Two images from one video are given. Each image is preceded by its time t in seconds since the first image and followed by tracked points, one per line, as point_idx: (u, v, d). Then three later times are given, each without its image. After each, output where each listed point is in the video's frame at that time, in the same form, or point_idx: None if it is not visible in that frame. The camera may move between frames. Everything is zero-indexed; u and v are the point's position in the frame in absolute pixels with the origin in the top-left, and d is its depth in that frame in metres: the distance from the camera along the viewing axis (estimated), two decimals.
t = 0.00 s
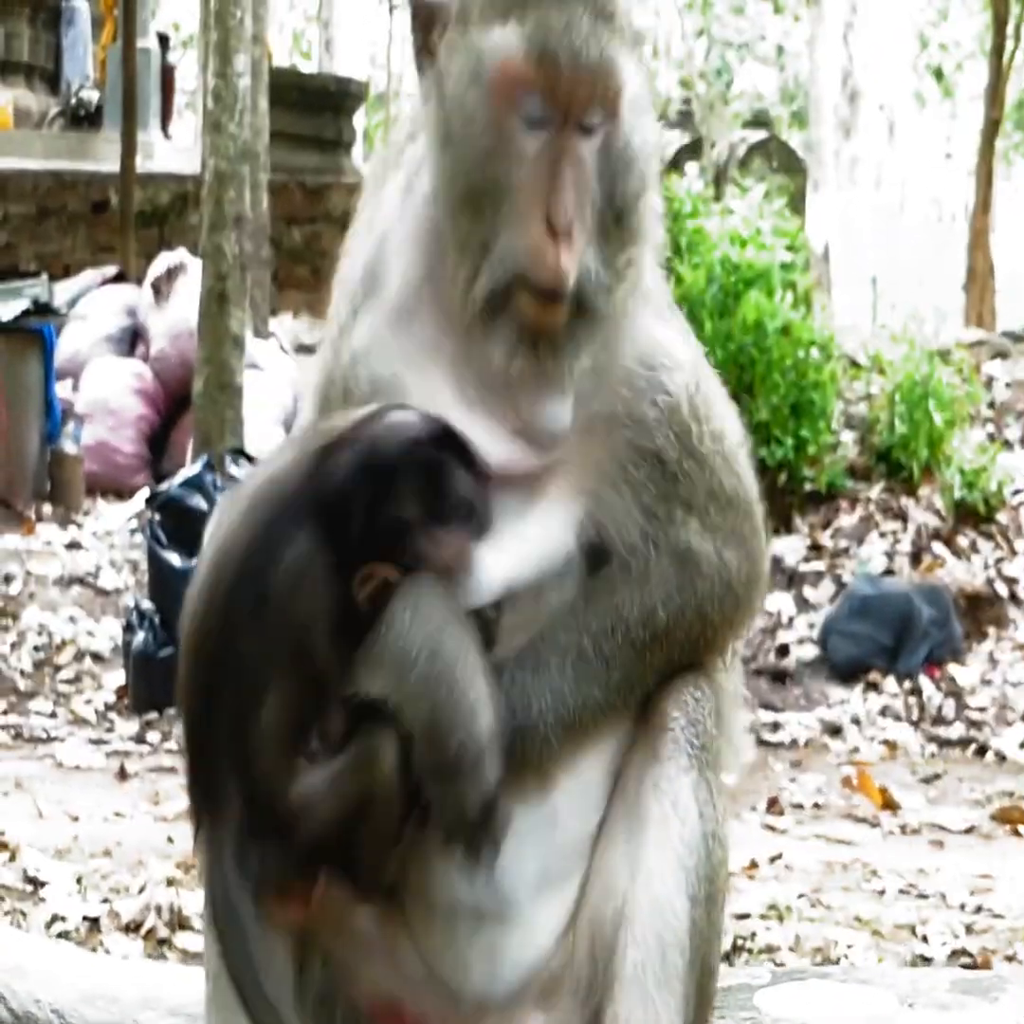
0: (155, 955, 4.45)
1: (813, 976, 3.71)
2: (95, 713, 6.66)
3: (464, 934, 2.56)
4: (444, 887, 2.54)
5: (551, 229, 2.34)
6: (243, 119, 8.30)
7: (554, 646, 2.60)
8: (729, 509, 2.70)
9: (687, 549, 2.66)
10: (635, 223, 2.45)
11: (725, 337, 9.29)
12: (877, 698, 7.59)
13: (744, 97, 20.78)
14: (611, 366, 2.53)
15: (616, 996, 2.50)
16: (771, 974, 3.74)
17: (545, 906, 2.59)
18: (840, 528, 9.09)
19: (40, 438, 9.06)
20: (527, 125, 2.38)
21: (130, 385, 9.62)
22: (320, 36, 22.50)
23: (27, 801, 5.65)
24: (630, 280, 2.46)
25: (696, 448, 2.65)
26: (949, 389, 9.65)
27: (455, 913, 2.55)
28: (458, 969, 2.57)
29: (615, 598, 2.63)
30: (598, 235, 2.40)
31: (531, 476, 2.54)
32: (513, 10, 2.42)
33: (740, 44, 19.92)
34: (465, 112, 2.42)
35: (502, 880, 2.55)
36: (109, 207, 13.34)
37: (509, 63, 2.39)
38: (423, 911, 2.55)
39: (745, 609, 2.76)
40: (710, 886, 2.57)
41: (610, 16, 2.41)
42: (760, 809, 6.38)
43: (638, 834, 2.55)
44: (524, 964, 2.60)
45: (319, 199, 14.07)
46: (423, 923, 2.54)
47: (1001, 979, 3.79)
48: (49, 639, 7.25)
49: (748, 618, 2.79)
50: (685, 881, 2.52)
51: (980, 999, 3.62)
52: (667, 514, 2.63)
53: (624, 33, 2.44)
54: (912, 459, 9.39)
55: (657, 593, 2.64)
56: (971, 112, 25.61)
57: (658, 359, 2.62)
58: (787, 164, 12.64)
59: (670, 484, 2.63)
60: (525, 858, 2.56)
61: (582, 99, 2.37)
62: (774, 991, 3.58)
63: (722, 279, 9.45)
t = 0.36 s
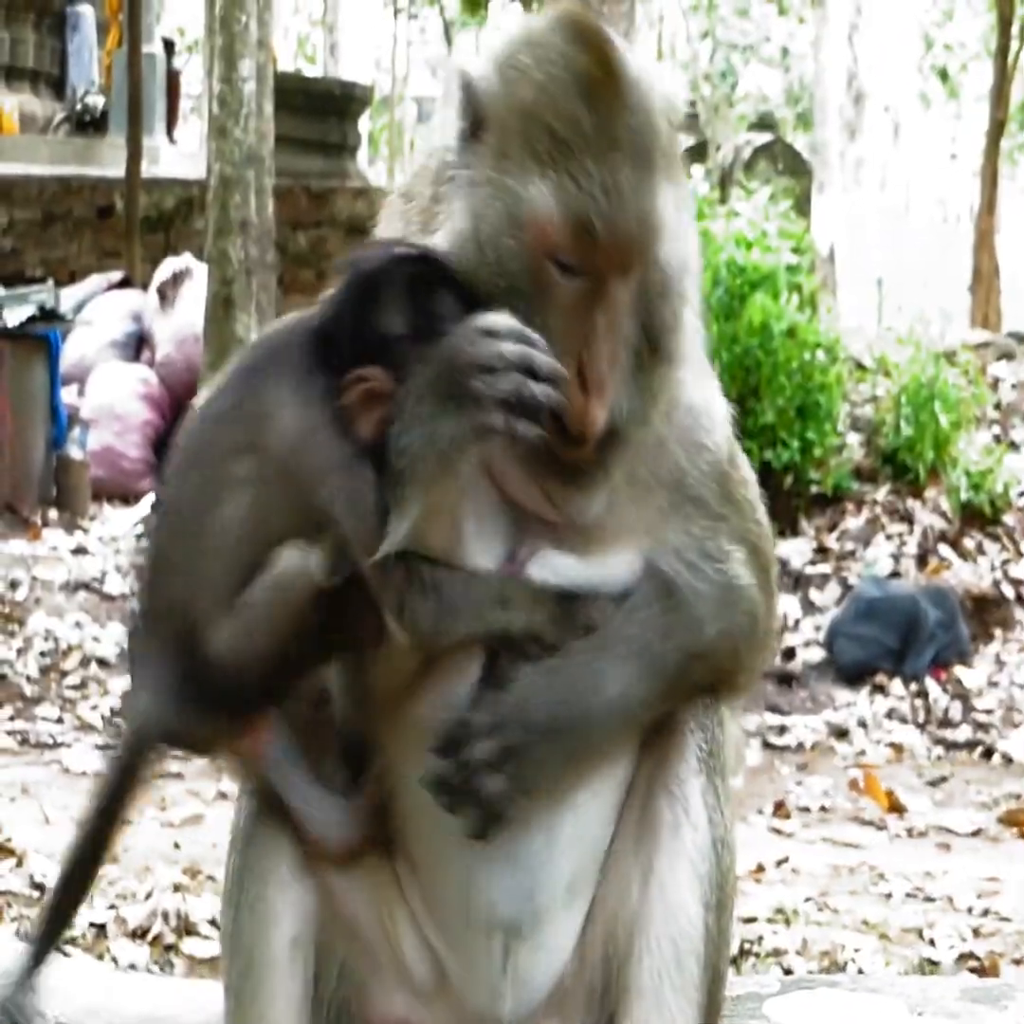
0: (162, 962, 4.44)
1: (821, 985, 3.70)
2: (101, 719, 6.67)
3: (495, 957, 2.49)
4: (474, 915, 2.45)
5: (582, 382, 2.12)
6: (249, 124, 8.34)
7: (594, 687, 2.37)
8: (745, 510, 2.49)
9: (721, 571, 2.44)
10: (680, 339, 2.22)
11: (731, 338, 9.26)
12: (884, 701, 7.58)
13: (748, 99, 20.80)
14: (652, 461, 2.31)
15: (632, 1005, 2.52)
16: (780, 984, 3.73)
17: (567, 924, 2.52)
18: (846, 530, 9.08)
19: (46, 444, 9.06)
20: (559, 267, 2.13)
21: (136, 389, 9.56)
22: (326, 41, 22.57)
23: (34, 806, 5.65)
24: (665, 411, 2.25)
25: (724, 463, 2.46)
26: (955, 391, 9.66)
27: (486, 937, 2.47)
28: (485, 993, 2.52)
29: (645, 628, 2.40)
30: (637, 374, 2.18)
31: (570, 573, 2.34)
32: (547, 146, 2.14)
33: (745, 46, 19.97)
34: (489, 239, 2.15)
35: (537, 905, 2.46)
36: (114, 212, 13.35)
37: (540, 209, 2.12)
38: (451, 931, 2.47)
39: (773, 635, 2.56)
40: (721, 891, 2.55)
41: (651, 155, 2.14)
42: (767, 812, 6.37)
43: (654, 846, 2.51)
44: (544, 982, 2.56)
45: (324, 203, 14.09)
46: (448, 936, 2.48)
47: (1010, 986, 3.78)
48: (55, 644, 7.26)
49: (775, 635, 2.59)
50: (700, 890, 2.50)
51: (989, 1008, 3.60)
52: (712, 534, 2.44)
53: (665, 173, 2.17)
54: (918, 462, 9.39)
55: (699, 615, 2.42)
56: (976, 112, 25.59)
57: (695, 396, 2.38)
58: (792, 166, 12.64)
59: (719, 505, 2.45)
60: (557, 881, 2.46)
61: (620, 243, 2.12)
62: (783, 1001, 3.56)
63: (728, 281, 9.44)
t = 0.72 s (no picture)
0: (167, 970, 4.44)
1: (827, 994, 3.70)
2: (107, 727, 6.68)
3: (483, 965, 2.55)
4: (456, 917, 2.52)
5: (565, 483, 2.22)
6: (256, 131, 8.37)
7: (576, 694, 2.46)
8: (764, 568, 2.61)
9: (733, 621, 2.58)
10: (686, 453, 2.31)
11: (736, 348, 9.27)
12: (889, 708, 7.57)
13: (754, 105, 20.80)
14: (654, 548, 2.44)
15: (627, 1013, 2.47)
16: (785, 993, 3.73)
17: (553, 934, 2.56)
18: (851, 537, 9.07)
19: (52, 451, 9.10)
20: (561, 368, 2.20)
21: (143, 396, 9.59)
22: (331, 48, 22.59)
23: (39, 814, 5.66)
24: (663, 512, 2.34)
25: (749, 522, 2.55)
26: (960, 399, 9.66)
27: (474, 948, 2.54)
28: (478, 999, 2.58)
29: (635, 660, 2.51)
30: (627, 483, 2.28)
31: (559, 606, 2.46)
32: (576, 252, 2.17)
33: (751, 53, 19.98)
34: (509, 327, 2.25)
35: (517, 911, 2.52)
36: (119, 218, 13.36)
37: (552, 314, 2.18)
38: (437, 932, 2.54)
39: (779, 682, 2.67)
40: (719, 902, 2.49)
41: (673, 289, 2.18)
42: (772, 820, 6.37)
43: (649, 862, 2.50)
44: (538, 987, 2.58)
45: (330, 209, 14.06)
46: (432, 935, 2.54)
47: (1014, 995, 3.77)
48: (61, 651, 7.27)
49: (783, 683, 2.70)
50: (694, 899, 2.46)
51: (993, 1016, 3.59)
52: (729, 595, 2.57)
53: (686, 307, 2.21)
54: (923, 469, 9.38)
55: (712, 666, 2.54)
56: (982, 119, 25.56)
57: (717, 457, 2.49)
58: (797, 173, 12.63)
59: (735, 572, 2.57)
60: (536, 890, 2.51)
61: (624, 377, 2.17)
62: (787, 1008, 3.56)
63: (734, 290, 9.35)
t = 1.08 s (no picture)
0: (170, 976, 4.45)
1: (827, 1000, 3.71)
2: (110, 733, 6.68)
3: (471, 972, 2.57)
4: (444, 920, 2.54)
5: (521, 462, 2.27)
6: (259, 138, 8.37)
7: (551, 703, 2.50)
8: (751, 571, 2.65)
9: (711, 623, 2.61)
10: (650, 438, 2.38)
11: (738, 355, 9.28)
12: (892, 715, 7.57)
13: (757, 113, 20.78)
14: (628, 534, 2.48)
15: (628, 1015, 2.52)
16: (785, 999, 3.73)
17: (545, 941, 2.59)
18: (855, 545, 9.07)
19: (54, 459, 9.09)
20: (512, 349, 2.28)
21: (146, 405, 9.64)
22: (334, 55, 22.60)
23: (43, 821, 5.65)
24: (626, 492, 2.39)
25: (725, 526, 2.61)
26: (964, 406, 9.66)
27: (460, 951, 2.55)
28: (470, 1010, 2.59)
29: (613, 667, 2.54)
30: (585, 461, 2.33)
31: (533, 607, 2.52)
32: (522, 227, 2.28)
33: (755, 60, 19.97)
34: (461, 313, 2.32)
35: (500, 912, 2.54)
36: (122, 226, 13.39)
37: (498, 288, 2.27)
38: (430, 938, 2.56)
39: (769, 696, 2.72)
40: (718, 909, 2.55)
41: (619, 263, 2.27)
42: (775, 826, 6.36)
43: (647, 872, 2.54)
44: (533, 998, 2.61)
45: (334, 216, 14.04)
46: (426, 941, 2.57)
47: (1016, 1002, 3.78)
48: (64, 658, 7.27)
49: (774, 698, 2.75)
50: (694, 908, 2.52)
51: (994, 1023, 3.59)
52: (704, 593, 2.61)
53: (635, 280, 2.29)
54: (927, 476, 9.38)
55: (694, 668, 2.57)
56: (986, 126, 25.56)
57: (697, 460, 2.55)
58: (801, 180, 12.62)
59: (709, 571, 2.61)
60: (522, 894, 2.54)
61: (570, 342, 2.25)
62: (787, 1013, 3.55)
63: (737, 296, 9.36)
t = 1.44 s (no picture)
0: (174, 984, 4.46)
1: (830, 1006, 3.70)
2: (114, 740, 6.68)
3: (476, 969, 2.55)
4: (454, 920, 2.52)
5: (535, 383, 2.29)
6: (262, 144, 8.38)
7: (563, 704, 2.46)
8: (760, 549, 2.64)
9: (728, 607, 2.57)
10: (662, 369, 2.41)
11: (741, 361, 9.28)
12: (895, 720, 7.56)
13: (761, 118, 20.78)
14: (630, 490, 2.44)
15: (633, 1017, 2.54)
16: (788, 1005, 3.73)
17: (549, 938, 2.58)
18: (859, 550, 9.06)
19: (58, 465, 9.10)
20: (525, 267, 2.31)
21: (150, 410, 9.64)
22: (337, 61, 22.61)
23: (46, 828, 5.66)
24: (641, 428, 2.41)
25: (740, 503, 2.58)
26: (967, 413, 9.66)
27: (466, 950, 2.54)
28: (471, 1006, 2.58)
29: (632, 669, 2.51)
30: (600, 382, 2.35)
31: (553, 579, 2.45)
32: (528, 148, 2.33)
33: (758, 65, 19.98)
34: (470, 246, 2.34)
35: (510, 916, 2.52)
36: (126, 232, 13.41)
37: (506, 211, 2.31)
38: (437, 935, 2.54)
39: (773, 670, 2.68)
40: (724, 913, 2.57)
41: (625, 173, 2.33)
42: (778, 832, 6.36)
43: (655, 879, 2.54)
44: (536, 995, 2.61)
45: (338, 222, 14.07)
46: (432, 937, 2.55)
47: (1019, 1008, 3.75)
48: (67, 664, 7.28)
49: (778, 675, 2.73)
50: (702, 912, 2.53)
51: None
52: (723, 576, 2.58)
53: (644, 192, 2.35)
54: (931, 481, 9.38)
55: (712, 658, 2.55)
56: (989, 131, 25.58)
57: (709, 439, 2.53)
58: (805, 186, 12.62)
59: (730, 550, 2.58)
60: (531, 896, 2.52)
61: (582, 250, 2.29)
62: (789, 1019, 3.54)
63: (740, 302, 9.40)
